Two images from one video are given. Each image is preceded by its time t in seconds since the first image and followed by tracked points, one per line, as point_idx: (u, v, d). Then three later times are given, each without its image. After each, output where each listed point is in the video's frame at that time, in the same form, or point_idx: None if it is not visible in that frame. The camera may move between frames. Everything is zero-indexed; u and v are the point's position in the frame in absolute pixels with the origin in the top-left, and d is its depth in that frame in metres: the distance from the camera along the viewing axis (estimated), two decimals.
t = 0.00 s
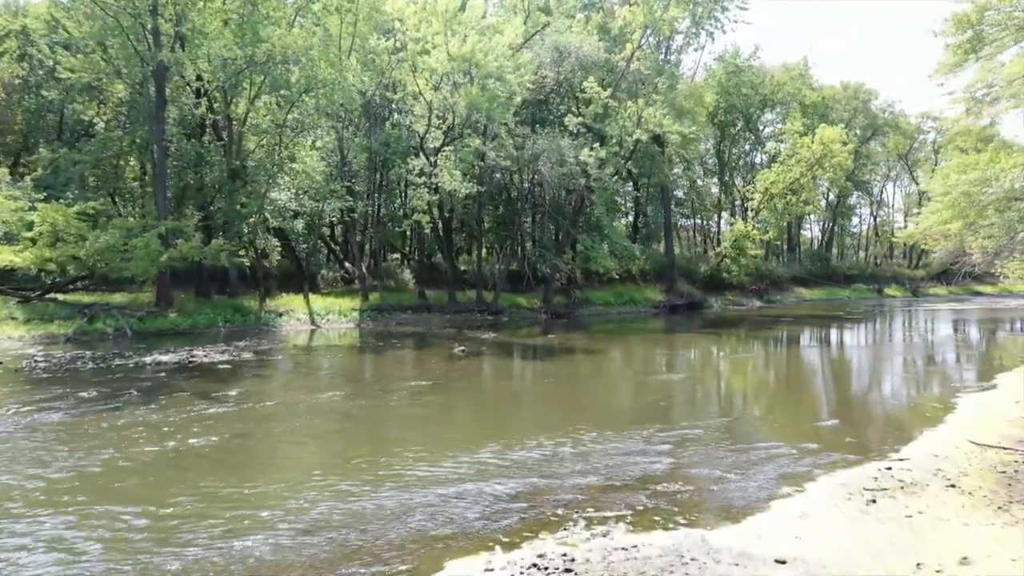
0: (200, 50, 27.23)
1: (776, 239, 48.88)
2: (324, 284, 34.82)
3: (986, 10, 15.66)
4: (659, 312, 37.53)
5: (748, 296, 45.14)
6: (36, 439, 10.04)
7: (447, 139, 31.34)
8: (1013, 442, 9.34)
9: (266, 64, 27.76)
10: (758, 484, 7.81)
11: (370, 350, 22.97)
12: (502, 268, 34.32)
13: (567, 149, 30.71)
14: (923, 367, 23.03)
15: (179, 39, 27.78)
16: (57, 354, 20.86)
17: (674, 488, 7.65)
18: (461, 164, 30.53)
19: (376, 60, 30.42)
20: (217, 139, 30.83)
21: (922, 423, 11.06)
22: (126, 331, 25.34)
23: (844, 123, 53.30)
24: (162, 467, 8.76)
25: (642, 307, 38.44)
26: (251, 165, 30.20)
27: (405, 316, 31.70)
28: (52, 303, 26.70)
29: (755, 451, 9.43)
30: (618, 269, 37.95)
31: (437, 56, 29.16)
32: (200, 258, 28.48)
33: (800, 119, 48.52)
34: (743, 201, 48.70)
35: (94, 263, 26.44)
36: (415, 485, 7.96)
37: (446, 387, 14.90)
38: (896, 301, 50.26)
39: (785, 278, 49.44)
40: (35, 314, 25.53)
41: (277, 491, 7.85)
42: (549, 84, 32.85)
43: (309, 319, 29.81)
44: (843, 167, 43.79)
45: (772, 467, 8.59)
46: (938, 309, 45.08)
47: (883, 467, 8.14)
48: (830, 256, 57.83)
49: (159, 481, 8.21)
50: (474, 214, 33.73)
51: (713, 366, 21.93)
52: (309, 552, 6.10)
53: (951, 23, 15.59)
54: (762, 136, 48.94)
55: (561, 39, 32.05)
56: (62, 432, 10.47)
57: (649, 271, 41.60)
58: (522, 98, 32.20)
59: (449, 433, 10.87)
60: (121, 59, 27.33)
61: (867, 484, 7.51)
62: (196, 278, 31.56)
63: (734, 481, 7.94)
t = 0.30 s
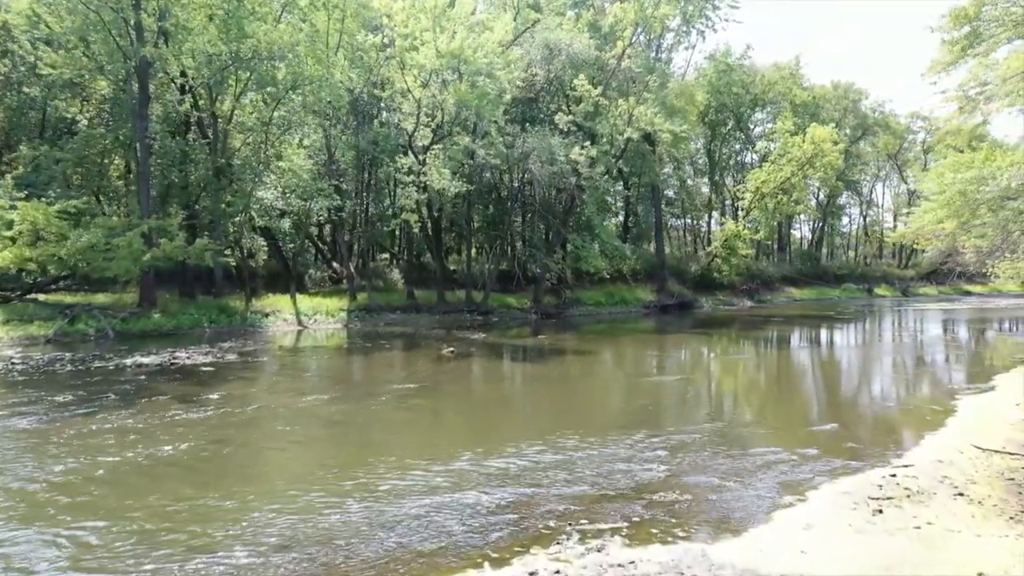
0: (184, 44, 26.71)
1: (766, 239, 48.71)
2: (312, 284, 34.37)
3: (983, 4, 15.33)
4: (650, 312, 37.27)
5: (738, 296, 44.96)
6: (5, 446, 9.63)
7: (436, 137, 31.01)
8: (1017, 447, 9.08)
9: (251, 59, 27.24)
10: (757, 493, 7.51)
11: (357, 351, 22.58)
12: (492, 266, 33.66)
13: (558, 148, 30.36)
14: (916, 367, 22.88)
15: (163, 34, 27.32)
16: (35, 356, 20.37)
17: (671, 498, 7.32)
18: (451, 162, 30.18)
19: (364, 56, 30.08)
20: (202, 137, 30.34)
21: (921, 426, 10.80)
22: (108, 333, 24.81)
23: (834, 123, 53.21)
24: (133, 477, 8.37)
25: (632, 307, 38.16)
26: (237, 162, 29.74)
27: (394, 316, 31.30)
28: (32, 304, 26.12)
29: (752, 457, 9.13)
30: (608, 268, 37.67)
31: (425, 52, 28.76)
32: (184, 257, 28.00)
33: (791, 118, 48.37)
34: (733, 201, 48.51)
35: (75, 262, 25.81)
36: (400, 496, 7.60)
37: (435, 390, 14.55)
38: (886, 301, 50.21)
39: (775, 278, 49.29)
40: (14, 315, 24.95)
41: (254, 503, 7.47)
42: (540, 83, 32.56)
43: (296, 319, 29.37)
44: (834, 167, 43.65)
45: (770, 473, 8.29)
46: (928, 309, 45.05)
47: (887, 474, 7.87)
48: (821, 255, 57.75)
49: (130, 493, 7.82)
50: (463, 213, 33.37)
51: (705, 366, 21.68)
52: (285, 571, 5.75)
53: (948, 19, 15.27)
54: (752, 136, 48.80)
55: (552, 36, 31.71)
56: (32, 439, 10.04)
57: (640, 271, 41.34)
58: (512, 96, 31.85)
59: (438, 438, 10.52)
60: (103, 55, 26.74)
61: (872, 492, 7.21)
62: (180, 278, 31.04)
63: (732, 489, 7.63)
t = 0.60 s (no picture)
0: (167, 40, 26.05)
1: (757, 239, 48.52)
2: (298, 284, 33.90)
3: None
4: (640, 312, 37.01)
5: (729, 296, 44.75)
6: None
7: (424, 135, 30.63)
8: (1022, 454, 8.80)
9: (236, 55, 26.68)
10: (757, 503, 7.19)
11: (345, 352, 22.17)
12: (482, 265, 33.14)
13: (548, 146, 30.01)
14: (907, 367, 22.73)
15: (146, 29, 26.78)
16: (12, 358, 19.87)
17: (666, 508, 7.01)
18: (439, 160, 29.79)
19: (352, 53, 30.02)
20: (186, 134, 29.80)
21: (921, 432, 10.53)
22: (88, 334, 24.26)
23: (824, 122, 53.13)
24: (102, 489, 7.96)
25: (622, 307, 37.86)
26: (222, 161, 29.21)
27: (382, 317, 30.88)
28: (10, 304, 25.52)
29: (750, 464, 8.81)
30: (598, 268, 37.38)
31: (413, 49, 28.33)
32: (167, 257, 27.47)
33: (781, 118, 48.23)
34: (723, 201, 48.31)
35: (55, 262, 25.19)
36: (383, 509, 7.24)
37: (422, 393, 14.18)
38: (876, 301, 50.16)
39: (766, 278, 49.12)
40: None
41: (229, 517, 7.09)
42: (529, 80, 32.23)
43: (281, 320, 28.89)
44: (825, 166, 43.53)
45: (770, 482, 7.97)
46: (918, 309, 45.01)
47: (890, 482, 7.58)
48: (810, 255, 57.69)
49: (98, 506, 7.42)
50: (452, 212, 32.99)
51: (697, 367, 21.41)
52: None
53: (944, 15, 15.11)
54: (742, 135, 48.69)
55: (542, 33, 31.35)
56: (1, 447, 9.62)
57: (630, 271, 41.07)
58: (501, 93, 31.49)
59: (424, 444, 10.16)
60: (84, 51, 26.08)
61: (876, 502, 6.92)
62: (163, 278, 30.48)
63: (730, 499, 7.31)
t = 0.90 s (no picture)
0: (150, 35, 25.33)
1: (747, 238, 48.35)
2: (284, 284, 33.48)
3: None
4: (631, 312, 36.76)
5: (719, 296, 44.57)
6: None
7: (412, 133, 30.25)
8: None
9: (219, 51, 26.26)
10: (759, 513, 6.87)
11: (331, 354, 21.77)
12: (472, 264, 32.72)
13: (538, 144, 29.64)
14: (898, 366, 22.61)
15: (129, 24, 26.28)
16: None
17: (663, 519, 6.71)
18: (427, 158, 29.44)
19: (339, 50, 29.56)
20: (170, 132, 29.28)
21: (922, 436, 10.25)
22: (69, 335, 23.74)
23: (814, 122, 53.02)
24: (68, 500, 7.57)
25: (613, 307, 37.59)
26: (206, 158, 28.71)
27: (370, 317, 30.47)
28: None
29: (749, 471, 8.51)
30: (588, 268, 37.10)
31: (401, 45, 27.91)
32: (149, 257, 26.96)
33: (771, 117, 48.07)
34: (714, 200, 48.14)
35: (35, 261, 24.64)
36: (366, 522, 6.90)
37: (410, 396, 13.83)
38: (866, 301, 50.11)
39: (756, 277, 48.97)
40: None
41: (197, 533, 6.72)
42: (519, 78, 31.88)
43: (267, 320, 28.44)
44: (815, 165, 43.40)
45: (772, 490, 7.66)
46: (908, 309, 44.96)
47: (895, 490, 7.29)
48: (800, 255, 57.63)
49: (55, 520, 7.02)
50: (440, 211, 32.62)
51: (688, 368, 21.16)
52: None
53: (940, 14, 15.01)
54: (732, 135, 48.56)
55: (531, 30, 30.98)
56: None
57: (620, 270, 40.82)
58: (490, 91, 31.11)
59: (410, 450, 9.81)
60: (64, 46, 25.45)
61: (882, 512, 6.64)
62: (147, 278, 29.98)
63: (730, 509, 6.98)
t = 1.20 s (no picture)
0: (133, 31, 24.93)
1: (738, 238, 48.19)
2: (272, 284, 33.10)
3: None
4: (622, 313, 36.51)
5: (710, 296, 44.38)
6: None
7: (401, 131, 29.91)
8: None
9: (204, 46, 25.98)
10: (760, 524, 6.54)
11: (319, 355, 21.35)
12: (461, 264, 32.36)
13: (528, 143, 29.32)
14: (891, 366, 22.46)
15: (112, 19, 25.78)
16: None
17: (662, 530, 6.41)
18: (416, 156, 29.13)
19: (327, 47, 29.15)
20: (154, 130, 28.81)
21: (923, 441, 9.99)
22: (49, 336, 23.21)
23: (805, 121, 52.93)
24: (35, 513, 7.21)
25: (603, 307, 37.30)
26: (191, 156, 28.25)
27: (358, 318, 30.06)
28: None
29: (748, 478, 8.21)
30: (579, 267, 36.84)
31: (389, 42, 27.54)
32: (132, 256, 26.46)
33: (762, 117, 47.94)
34: (704, 200, 47.96)
35: (15, 260, 24.10)
36: (349, 536, 6.55)
37: (397, 399, 13.48)
38: (857, 301, 50.05)
39: (747, 277, 48.82)
40: None
41: (167, 550, 6.37)
42: (509, 77, 31.57)
43: (254, 321, 28.00)
44: (807, 165, 43.31)
45: (773, 499, 7.36)
46: (899, 309, 44.92)
47: (901, 499, 7.00)
48: (790, 255, 57.54)
49: (5, 539, 6.59)
50: (430, 210, 32.28)
51: (680, 369, 20.91)
52: None
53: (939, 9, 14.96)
54: (723, 134, 48.44)
55: (522, 27, 30.63)
56: None
57: (611, 271, 40.57)
58: (480, 89, 30.78)
59: (396, 457, 9.46)
60: (44, 41, 24.91)
61: (890, 523, 6.35)
62: (131, 278, 29.47)
63: (727, 521, 6.62)
